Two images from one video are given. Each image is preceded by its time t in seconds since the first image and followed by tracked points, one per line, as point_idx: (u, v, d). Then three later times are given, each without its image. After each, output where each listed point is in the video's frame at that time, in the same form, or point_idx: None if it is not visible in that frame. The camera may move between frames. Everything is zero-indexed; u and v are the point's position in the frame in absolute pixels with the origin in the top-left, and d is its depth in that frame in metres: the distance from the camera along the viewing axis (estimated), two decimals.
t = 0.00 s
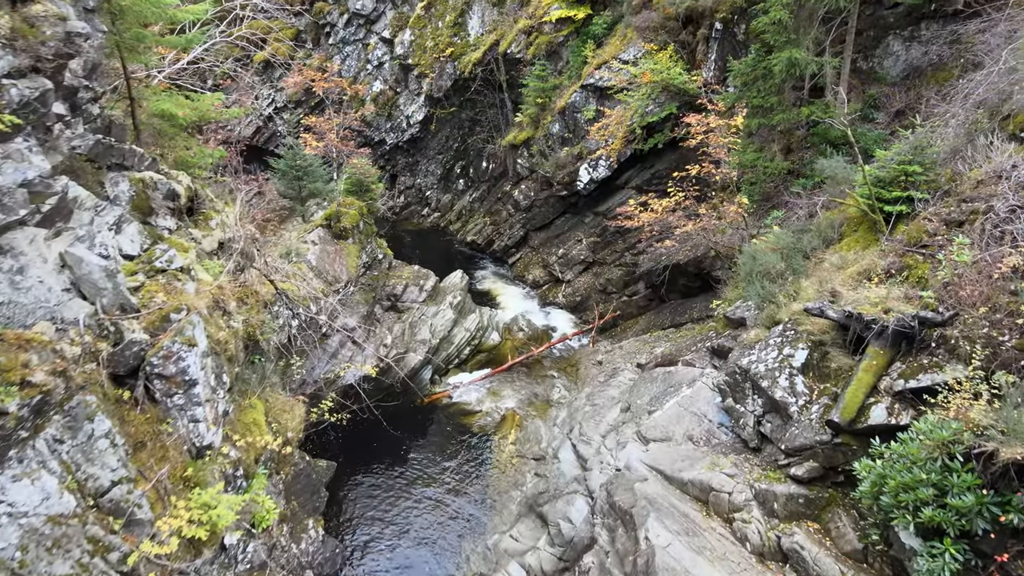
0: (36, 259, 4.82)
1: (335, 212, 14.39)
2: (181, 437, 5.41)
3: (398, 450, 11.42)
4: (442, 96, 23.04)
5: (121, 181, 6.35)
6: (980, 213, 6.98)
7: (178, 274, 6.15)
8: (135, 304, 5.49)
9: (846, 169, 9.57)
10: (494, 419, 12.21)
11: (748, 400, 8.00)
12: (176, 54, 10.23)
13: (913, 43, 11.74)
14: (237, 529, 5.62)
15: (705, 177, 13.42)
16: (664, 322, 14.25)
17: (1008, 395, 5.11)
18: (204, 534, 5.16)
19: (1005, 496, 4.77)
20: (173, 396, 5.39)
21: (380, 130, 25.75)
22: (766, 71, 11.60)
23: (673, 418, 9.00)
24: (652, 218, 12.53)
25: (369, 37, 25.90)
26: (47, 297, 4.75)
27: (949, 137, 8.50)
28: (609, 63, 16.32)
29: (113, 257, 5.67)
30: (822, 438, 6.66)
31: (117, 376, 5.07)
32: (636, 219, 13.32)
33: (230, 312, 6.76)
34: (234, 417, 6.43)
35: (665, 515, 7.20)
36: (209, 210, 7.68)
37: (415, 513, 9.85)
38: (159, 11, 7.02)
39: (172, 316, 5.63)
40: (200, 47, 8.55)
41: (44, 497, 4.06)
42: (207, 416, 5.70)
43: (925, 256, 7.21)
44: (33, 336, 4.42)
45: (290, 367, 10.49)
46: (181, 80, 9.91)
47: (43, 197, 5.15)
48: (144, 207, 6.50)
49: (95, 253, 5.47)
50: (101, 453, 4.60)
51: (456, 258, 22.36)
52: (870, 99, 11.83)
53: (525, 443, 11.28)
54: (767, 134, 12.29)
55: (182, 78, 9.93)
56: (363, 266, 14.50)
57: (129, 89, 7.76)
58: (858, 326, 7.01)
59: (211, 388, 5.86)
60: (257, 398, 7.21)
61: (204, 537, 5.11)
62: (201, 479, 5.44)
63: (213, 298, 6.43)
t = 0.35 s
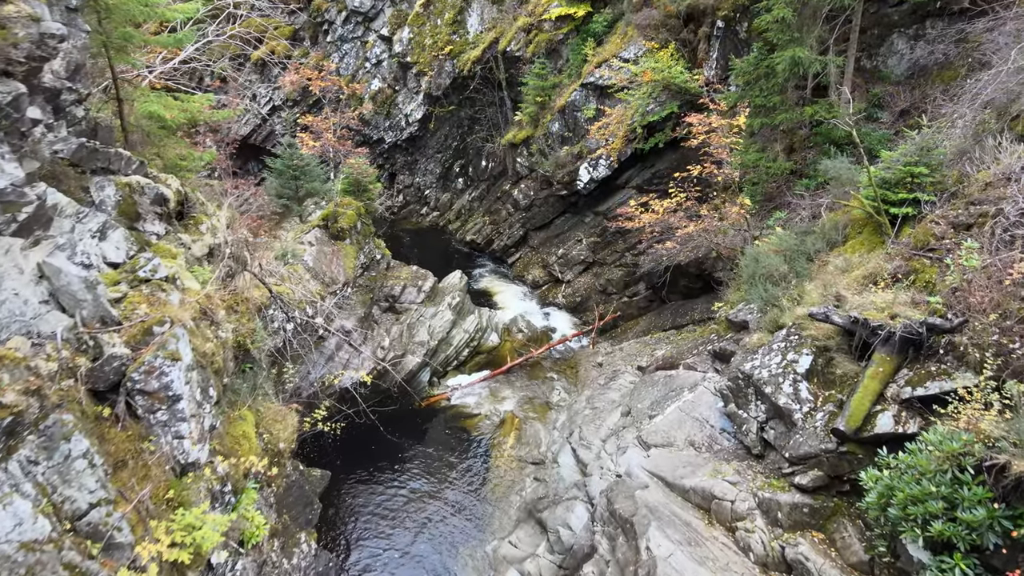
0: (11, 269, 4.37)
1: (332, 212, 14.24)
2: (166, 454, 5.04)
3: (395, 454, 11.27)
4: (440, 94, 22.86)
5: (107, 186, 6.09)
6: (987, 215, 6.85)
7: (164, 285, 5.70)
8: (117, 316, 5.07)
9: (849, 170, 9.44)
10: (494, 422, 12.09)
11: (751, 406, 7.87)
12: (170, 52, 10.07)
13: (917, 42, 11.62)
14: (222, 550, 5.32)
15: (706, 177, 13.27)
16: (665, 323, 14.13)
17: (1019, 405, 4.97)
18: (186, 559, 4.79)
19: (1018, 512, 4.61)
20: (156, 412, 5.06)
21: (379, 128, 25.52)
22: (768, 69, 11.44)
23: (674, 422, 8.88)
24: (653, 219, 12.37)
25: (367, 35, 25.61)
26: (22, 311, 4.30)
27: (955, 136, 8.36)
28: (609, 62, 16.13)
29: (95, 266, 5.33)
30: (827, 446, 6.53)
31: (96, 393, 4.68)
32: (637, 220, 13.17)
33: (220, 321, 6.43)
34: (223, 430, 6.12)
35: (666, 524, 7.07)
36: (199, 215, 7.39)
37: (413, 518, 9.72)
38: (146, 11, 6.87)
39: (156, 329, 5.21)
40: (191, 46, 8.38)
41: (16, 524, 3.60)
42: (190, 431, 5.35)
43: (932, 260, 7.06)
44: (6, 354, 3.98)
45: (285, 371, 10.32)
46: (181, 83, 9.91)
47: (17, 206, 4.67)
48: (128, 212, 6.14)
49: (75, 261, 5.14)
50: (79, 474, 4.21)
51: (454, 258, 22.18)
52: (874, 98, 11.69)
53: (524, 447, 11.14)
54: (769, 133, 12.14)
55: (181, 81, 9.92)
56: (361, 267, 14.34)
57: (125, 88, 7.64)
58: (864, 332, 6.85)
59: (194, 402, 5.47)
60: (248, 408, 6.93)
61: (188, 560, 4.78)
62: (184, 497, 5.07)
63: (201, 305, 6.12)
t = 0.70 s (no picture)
0: None
1: (329, 212, 14.05)
2: (145, 477, 4.58)
3: (392, 459, 11.11)
4: (439, 92, 22.67)
5: (90, 192, 5.81)
6: (996, 218, 6.72)
7: (144, 297, 5.31)
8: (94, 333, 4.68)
9: (854, 171, 9.32)
10: (492, 425, 11.97)
11: (754, 412, 7.72)
12: (161, 52, 9.86)
13: (922, 41, 11.49)
14: None
15: (707, 177, 13.11)
16: (666, 325, 13.99)
17: None
18: None
19: None
20: (136, 431, 4.59)
21: (377, 127, 25.24)
22: (771, 68, 11.27)
23: (675, 428, 8.73)
24: (654, 220, 12.21)
25: (366, 33, 25.22)
26: None
27: (964, 137, 8.20)
28: (609, 60, 15.94)
29: (74, 278, 4.99)
30: (833, 456, 6.37)
31: (71, 413, 4.28)
32: (637, 220, 13.00)
33: (208, 332, 5.93)
34: (208, 446, 5.59)
35: (668, 534, 6.91)
36: (188, 220, 7.16)
37: (410, 524, 9.58)
38: (132, 11, 6.69)
39: (135, 343, 4.77)
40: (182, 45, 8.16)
41: None
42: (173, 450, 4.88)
43: (941, 264, 6.91)
44: None
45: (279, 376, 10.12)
46: (173, 84, 9.74)
47: None
48: (114, 220, 5.89)
49: (52, 273, 4.86)
50: (52, 500, 3.86)
51: (453, 258, 21.97)
52: (879, 97, 11.52)
53: (524, 452, 10.99)
54: (772, 133, 11.96)
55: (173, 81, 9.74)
56: (358, 268, 14.16)
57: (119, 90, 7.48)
58: (870, 339, 6.69)
59: (178, 420, 5.00)
60: (239, 421, 6.37)
61: None
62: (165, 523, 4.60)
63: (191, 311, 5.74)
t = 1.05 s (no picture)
0: None
1: (326, 213, 13.88)
2: (125, 500, 4.32)
3: (390, 464, 10.98)
4: (438, 91, 22.48)
5: (74, 196, 5.62)
6: (1008, 221, 6.56)
7: (127, 310, 5.09)
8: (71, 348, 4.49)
9: (859, 172, 9.20)
10: (492, 428, 11.84)
11: (758, 419, 7.58)
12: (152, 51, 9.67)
13: (927, 39, 11.32)
14: None
15: (709, 177, 12.94)
16: (666, 326, 13.86)
17: None
18: None
19: None
20: (116, 451, 4.36)
21: (376, 125, 25.00)
22: (774, 67, 11.10)
23: (677, 434, 8.60)
24: (655, 221, 12.05)
25: (364, 30, 25.03)
26: None
27: (973, 136, 8.03)
28: (610, 58, 15.74)
29: (54, 289, 4.82)
30: (840, 465, 6.23)
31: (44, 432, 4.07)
32: (638, 222, 12.84)
33: (196, 343, 5.72)
34: (196, 462, 5.39)
35: (670, 545, 6.77)
36: (177, 224, 6.98)
37: (409, 531, 9.45)
38: (118, 10, 6.52)
39: (115, 360, 4.57)
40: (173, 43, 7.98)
41: None
42: (157, 469, 4.66)
43: (949, 269, 6.77)
44: None
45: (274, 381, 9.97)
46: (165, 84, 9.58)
47: None
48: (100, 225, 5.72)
49: (30, 284, 4.63)
50: (25, 526, 3.61)
51: (452, 258, 21.80)
52: (884, 96, 11.35)
53: (523, 456, 10.87)
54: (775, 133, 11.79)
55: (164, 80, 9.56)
56: (356, 269, 14.01)
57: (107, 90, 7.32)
58: (878, 346, 6.53)
59: (162, 438, 4.80)
60: (228, 433, 6.20)
61: None
62: (147, 546, 4.35)
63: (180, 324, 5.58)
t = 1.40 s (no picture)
0: None
1: (323, 214, 13.69)
2: (100, 529, 4.09)
3: (387, 470, 10.82)
4: (437, 89, 22.24)
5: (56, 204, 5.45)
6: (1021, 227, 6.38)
7: (105, 326, 4.87)
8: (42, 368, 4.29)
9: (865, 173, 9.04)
10: (491, 433, 11.68)
11: (764, 428, 7.41)
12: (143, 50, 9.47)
13: (935, 37, 11.12)
14: None
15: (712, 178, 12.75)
16: (668, 329, 13.68)
17: None
18: None
19: None
20: (90, 478, 4.14)
21: (374, 124, 24.73)
22: (779, 66, 10.90)
23: (680, 442, 8.44)
24: (658, 223, 11.84)
25: (362, 28, 24.77)
26: None
27: (983, 138, 7.85)
28: (611, 56, 15.52)
29: (27, 304, 4.69)
30: (849, 478, 6.07)
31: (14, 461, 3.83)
32: (640, 223, 12.65)
33: (180, 358, 5.50)
34: (180, 483, 5.18)
35: (673, 558, 6.60)
36: (165, 231, 6.75)
37: (407, 540, 9.29)
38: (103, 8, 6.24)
39: (88, 382, 4.36)
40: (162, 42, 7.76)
41: None
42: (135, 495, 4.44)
43: (960, 276, 6.59)
44: None
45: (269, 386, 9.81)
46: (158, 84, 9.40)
47: None
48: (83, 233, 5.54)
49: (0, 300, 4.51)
50: None
51: (452, 258, 21.61)
52: (890, 96, 11.15)
53: (523, 461, 10.71)
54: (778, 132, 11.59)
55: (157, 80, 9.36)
56: (353, 270, 13.81)
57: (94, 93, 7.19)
58: (888, 355, 6.33)
59: (140, 463, 4.57)
60: (217, 449, 6.02)
61: None
62: None
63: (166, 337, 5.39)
